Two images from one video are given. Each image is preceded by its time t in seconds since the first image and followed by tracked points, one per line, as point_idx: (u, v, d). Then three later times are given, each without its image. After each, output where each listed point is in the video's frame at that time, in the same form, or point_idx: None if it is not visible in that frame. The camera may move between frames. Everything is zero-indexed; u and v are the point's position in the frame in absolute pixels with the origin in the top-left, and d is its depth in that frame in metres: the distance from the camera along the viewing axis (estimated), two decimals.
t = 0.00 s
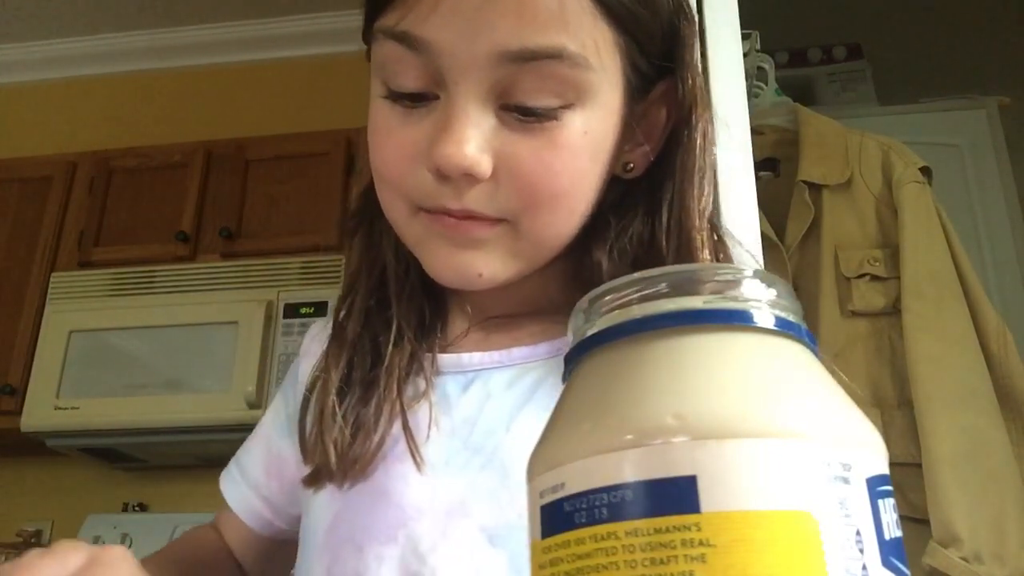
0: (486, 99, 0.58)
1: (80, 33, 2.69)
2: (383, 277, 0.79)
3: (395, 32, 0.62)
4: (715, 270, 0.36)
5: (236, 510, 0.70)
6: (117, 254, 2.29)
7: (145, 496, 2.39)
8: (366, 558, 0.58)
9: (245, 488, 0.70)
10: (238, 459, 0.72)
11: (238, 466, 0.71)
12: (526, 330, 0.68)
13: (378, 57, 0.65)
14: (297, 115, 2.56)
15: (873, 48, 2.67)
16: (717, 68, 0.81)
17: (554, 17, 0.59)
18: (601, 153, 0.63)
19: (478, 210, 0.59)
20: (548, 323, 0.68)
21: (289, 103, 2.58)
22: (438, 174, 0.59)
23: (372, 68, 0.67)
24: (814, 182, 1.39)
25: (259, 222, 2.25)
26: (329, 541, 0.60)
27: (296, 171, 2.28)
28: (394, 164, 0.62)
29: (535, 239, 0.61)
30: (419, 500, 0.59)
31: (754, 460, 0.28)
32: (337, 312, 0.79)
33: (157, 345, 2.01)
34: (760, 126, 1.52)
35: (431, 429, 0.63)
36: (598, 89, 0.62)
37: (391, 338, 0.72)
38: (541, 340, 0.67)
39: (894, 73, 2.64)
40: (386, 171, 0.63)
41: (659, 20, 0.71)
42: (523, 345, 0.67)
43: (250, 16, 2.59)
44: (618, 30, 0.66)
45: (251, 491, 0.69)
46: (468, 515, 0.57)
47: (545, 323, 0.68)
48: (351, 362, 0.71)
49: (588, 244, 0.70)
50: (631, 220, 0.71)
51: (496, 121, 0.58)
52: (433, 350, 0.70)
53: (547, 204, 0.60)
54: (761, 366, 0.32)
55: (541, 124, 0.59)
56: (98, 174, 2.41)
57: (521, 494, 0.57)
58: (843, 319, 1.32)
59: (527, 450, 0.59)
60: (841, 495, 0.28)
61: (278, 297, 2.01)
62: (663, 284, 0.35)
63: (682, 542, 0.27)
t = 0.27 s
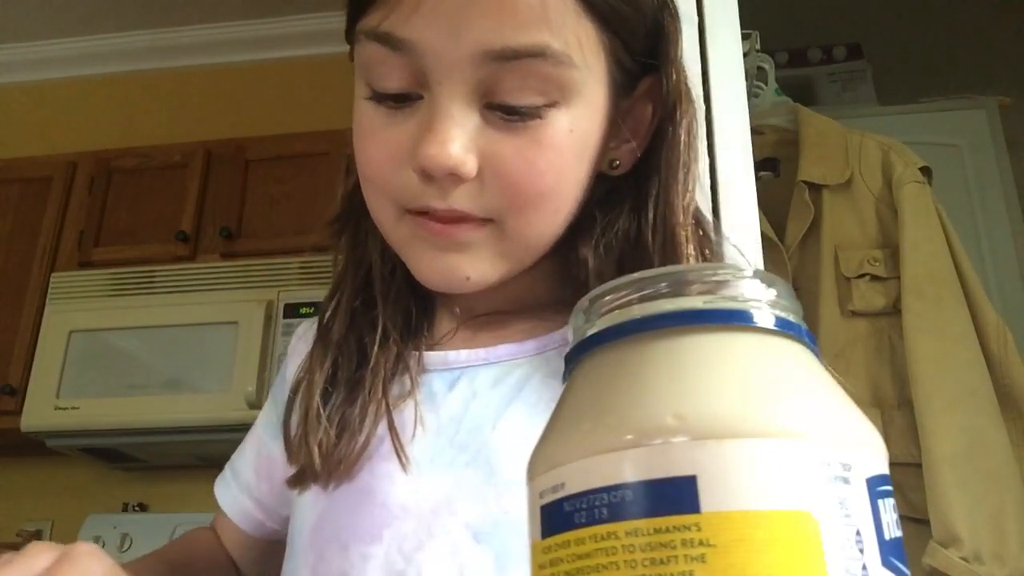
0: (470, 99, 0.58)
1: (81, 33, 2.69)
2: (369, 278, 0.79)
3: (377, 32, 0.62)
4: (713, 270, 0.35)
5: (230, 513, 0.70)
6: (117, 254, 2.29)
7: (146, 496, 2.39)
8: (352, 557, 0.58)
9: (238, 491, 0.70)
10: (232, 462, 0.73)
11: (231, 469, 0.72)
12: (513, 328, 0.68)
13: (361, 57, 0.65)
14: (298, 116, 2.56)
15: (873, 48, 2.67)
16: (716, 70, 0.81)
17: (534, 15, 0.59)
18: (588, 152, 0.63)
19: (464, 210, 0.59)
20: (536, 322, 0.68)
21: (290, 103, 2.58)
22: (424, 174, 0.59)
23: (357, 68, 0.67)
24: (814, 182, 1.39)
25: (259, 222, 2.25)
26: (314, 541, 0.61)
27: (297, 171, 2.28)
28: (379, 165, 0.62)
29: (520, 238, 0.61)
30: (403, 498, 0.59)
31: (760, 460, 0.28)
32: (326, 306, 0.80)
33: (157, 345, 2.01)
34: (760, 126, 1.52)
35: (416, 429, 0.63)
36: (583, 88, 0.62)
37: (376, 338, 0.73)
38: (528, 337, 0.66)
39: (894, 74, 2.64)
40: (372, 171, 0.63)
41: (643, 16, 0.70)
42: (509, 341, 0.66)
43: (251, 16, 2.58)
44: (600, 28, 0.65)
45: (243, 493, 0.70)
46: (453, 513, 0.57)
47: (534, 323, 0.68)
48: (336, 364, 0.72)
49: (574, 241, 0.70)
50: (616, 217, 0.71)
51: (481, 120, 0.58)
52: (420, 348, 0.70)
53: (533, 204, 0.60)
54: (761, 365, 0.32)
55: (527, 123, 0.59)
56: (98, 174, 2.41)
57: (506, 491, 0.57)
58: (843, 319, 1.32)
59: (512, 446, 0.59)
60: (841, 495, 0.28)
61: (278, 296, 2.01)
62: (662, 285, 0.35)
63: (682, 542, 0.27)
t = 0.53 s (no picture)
0: (467, 105, 0.58)
1: (81, 33, 2.69)
2: (374, 282, 0.79)
3: (371, 44, 0.62)
4: (712, 270, 0.35)
5: (249, 514, 0.71)
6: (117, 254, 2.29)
7: (146, 496, 2.39)
8: (356, 558, 0.58)
9: (258, 492, 0.70)
10: (252, 466, 0.73)
11: (252, 473, 0.72)
12: (523, 329, 0.68)
13: (357, 70, 0.65)
14: (298, 115, 2.56)
15: (873, 48, 2.67)
16: (716, 70, 0.81)
17: (527, 18, 0.59)
18: (588, 155, 0.63)
19: (465, 218, 0.59)
20: (545, 323, 0.68)
21: (290, 103, 2.58)
22: (424, 184, 0.59)
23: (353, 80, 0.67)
24: (814, 182, 1.39)
25: (258, 223, 2.25)
26: (319, 542, 0.61)
27: (297, 171, 2.28)
28: (381, 173, 0.62)
29: (521, 243, 0.61)
30: (408, 499, 0.59)
31: (759, 461, 0.28)
32: (331, 312, 0.80)
33: (157, 345, 2.01)
34: (760, 126, 1.52)
35: (422, 433, 0.63)
36: (581, 90, 0.62)
37: (382, 343, 0.73)
38: (535, 339, 0.67)
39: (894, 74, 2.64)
40: (374, 180, 0.63)
41: (637, 13, 0.70)
42: (514, 344, 0.67)
43: (251, 16, 2.58)
44: (596, 29, 0.65)
45: (261, 495, 0.70)
46: (457, 514, 0.57)
47: (543, 323, 0.68)
48: (341, 369, 0.72)
49: (579, 242, 0.69)
50: (620, 217, 0.70)
51: (478, 126, 0.58)
52: (428, 351, 0.70)
53: (534, 209, 0.60)
54: (760, 365, 0.33)
55: (524, 128, 0.59)
56: (98, 174, 2.41)
57: (511, 492, 0.57)
58: (843, 319, 1.33)
59: (517, 447, 0.59)
60: (840, 496, 0.28)
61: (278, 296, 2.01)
62: (662, 283, 0.35)
63: (682, 542, 0.27)
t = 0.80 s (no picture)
0: (473, 117, 0.57)
1: (80, 33, 2.69)
2: (387, 287, 0.79)
3: (376, 58, 0.62)
4: (715, 270, 0.35)
5: (261, 516, 0.71)
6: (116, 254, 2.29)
7: (145, 495, 2.39)
8: (376, 559, 0.58)
9: (271, 494, 0.70)
10: (265, 468, 0.73)
11: (265, 475, 0.72)
12: (537, 332, 0.68)
13: (363, 82, 0.65)
14: (297, 115, 2.56)
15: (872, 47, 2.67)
16: (716, 70, 0.80)
17: (530, 26, 0.58)
18: (595, 161, 0.63)
19: (474, 228, 0.60)
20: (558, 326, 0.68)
21: (290, 103, 2.58)
22: (432, 196, 0.59)
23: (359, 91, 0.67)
24: (814, 182, 1.39)
25: (258, 223, 2.25)
26: (338, 544, 0.61)
27: (296, 171, 2.28)
28: (390, 182, 0.62)
29: (530, 251, 0.61)
30: (428, 501, 0.59)
31: (759, 461, 0.28)
32: (345, 321, 0.80)
33: (158, 345, 2.01)
34: (760, 126, 1.52)
35: (441, 435, 0.63)
36: (586, 97, 0.61)
37: (398, 347, 0.72)
38: (550, 342, 0.66)
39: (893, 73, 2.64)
40: (384, 190, 0.63)
41: (643, 17, 0.69)
42: (525, 347, 0.67)
43: (251, 17, 2.58)
44: (601, 37, 0.65)
45: (275, 497, 0.70)
46: (477, 515, 0.57)
47: (555, 326, 0.68)
48: (356, 373, 0.71)
49: (590, 247, 0.69)
50: (629, 221, 0.70)
51: (484, 137, 0.58)
52: (443, 354, 0.70)
53: (541, 218, 0.60)
54: (760, 364, 0.33)
55: (530, 137, 0.59)
56: (97, 174, 2.41)
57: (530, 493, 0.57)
58: (843, 319, 1.33)
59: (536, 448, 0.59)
60: (841, 496, 0.28)
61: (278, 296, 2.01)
62: (661, 284, 0.35)
63: (682, 542, 0.27)
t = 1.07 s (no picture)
0: (465, 116, 0.58)
1: (80, 33, 2.69)
2: (387, 290, 0.79)
3: (367, 62, 0.62)
4: (715, 271, 0.36)
5: (265, 521, 0.71)
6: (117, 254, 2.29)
7: (145, 495, 2.39)
8: (377, 561, 0.58)
9: (275, 499, 0.70)
10: (269, 473, 0.73)
11: (269, 480, 0.72)
12: (537, 332, 0.68)
13: (356, 85, 0.65)
14: (298, 116, 2.55)
15: (872, 47, 2.67)
16: (715, 69, 0.80)
17: (519, 25, 0.58)
18: (590, 160, 0.63)
19: (471, 228, 0.60)
20: (556, 325, 0.68)
21: (290, 103, 2.58)
22: (427, 197, 0.59)
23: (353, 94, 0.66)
24: (814, 182, 1.39)
25: (258, 223, 2.25)
26: (341, 546, 0.61)
27: (296, 171, 2.28)
28: (386, 184, 0.62)
29: (528, 250, 0.61)
30: (429, 502, 0.59)
31: (759, 461, 0.28)
32: (345, 325, 0.80)
33: (158, 346, 2.01)
34: (760, 126, 1.52)
35: (441, 436, 0.63)
36: (580, 95, 0.61)
37: (398, 349, 0.73)
38: (549, 341, 0.66)
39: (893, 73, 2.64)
40: (380, 192, 0.63)
41: (634, 13, 0.69)
42: (524, 346, 0.67)
43: (251, 16, 2.58)
44: (593, 36, 0.65)
45: (279, 501, 0.70)
46: (477, 515, 0.57)
47: (554, 325, 0.68)
48: (357, 376, 0.72)
49: (586, 243, 0.69)
50: (625, 217, 0.70)
51: (476, 136, 0.58)
52: (444, 356, 0.70)
53: (538, 217, 0.60)
54: (760, 365, 0.33)
55: (524, 136, 0.59)
56: (97, 174, 2.41)
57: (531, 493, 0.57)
58: (843, 319, 1.33)
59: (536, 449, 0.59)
60: (841, 496, 0.28)
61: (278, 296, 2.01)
62: (662, 284, 0.35)
63: (682, 542, 0.27)
